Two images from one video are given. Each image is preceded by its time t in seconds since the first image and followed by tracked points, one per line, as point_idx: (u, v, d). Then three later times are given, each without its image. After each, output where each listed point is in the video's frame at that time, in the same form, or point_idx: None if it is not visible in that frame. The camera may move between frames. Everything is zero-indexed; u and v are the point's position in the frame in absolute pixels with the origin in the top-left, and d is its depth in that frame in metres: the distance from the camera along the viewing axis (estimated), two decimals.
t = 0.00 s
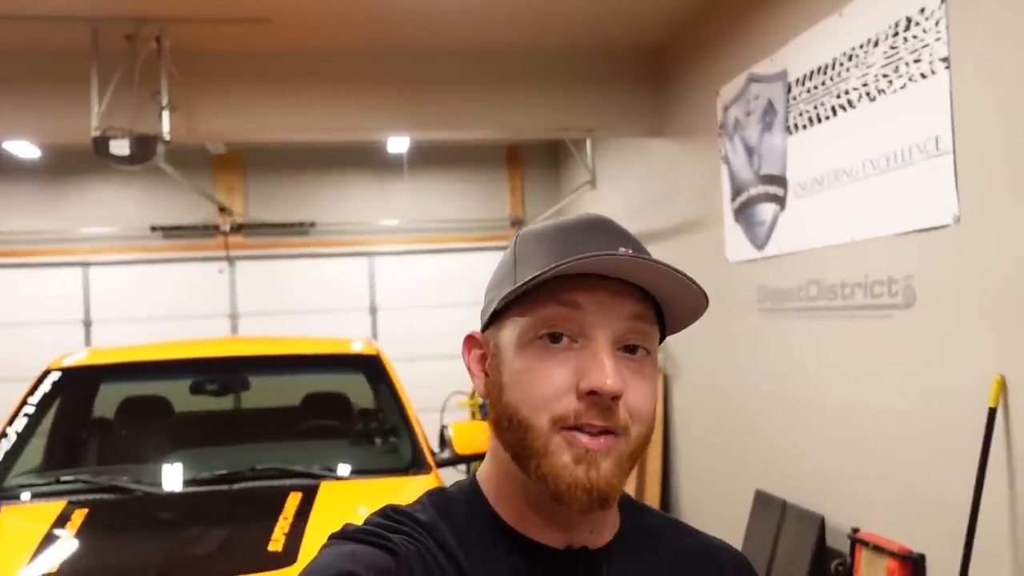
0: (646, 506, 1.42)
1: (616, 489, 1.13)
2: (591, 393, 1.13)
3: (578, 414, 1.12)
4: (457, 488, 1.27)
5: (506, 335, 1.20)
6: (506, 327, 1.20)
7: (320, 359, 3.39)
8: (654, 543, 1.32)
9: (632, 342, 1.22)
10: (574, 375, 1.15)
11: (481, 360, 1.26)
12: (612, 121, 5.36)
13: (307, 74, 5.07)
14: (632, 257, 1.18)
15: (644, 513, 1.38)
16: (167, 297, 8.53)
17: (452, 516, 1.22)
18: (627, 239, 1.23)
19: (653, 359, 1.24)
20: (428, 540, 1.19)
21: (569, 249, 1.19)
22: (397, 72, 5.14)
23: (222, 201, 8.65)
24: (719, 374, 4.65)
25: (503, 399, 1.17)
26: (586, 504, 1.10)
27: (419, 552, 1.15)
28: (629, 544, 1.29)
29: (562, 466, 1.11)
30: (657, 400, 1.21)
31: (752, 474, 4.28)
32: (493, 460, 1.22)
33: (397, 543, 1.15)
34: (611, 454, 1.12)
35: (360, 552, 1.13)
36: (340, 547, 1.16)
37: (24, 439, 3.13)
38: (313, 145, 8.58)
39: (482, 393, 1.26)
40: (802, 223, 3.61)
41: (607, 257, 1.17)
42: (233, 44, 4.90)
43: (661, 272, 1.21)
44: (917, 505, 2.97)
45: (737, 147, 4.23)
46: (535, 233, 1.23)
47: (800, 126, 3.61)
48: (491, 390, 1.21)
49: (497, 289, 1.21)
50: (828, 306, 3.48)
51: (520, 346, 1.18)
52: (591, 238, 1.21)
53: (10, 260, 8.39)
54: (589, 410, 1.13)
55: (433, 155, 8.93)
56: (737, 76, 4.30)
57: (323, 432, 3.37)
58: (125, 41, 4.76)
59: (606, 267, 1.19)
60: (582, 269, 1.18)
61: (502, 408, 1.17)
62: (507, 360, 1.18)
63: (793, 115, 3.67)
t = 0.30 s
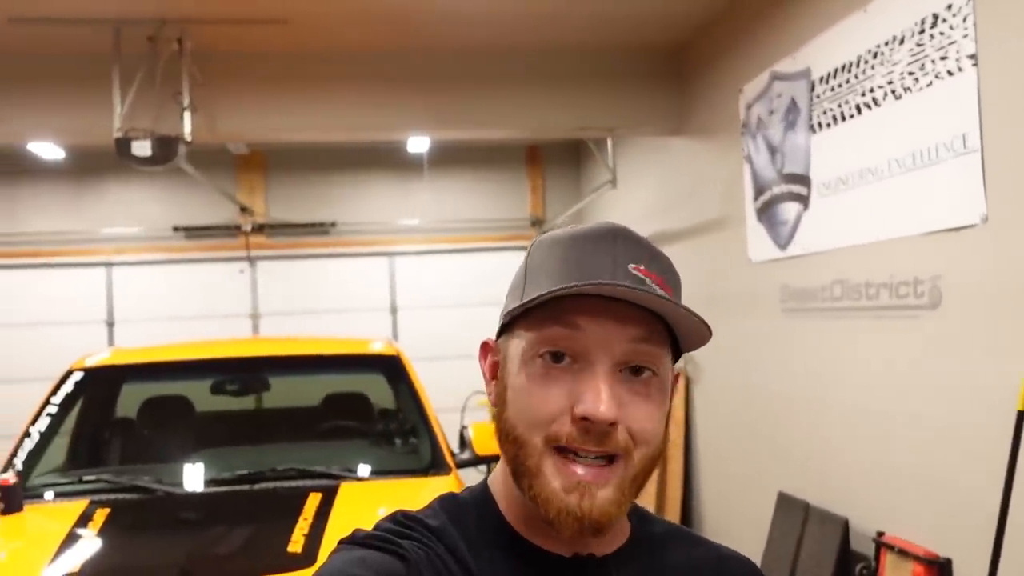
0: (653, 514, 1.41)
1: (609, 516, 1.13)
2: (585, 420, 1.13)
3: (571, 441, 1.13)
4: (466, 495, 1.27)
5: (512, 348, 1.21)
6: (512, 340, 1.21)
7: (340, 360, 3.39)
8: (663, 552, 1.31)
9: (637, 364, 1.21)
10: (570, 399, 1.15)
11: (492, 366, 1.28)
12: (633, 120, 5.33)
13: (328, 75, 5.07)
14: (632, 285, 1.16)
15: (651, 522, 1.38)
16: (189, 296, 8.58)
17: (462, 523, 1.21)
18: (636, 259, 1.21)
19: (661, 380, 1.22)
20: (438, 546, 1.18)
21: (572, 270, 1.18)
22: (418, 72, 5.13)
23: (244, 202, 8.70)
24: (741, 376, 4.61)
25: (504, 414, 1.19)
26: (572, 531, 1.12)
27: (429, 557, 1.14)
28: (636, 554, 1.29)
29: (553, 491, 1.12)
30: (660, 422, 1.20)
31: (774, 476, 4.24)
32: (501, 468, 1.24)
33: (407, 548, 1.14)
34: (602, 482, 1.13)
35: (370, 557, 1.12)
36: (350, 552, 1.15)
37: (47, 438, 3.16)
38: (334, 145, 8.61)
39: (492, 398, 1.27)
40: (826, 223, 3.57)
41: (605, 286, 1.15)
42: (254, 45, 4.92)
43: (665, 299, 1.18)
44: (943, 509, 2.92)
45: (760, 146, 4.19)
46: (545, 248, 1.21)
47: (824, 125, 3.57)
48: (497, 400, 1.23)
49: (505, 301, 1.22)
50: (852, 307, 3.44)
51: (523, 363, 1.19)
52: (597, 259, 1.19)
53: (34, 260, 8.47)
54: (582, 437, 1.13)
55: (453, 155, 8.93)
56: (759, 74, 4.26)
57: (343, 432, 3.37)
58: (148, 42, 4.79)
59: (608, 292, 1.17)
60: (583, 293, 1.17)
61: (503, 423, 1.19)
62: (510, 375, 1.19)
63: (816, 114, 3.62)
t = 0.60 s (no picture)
0: (653, 509, 1.45)
1: (628, 486, 1.14)
2: (601, 391, 1.14)
3: (587, 412, 1.14)
4: (471, 488, 1.30)
5: (520, 336, 1.22)
6: (519, 328, 1.23)
7: (353, 360, 3.39)
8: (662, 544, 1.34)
9: (644, 341, 1.23)
10: (584, 373, 1.16)
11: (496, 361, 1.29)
12: (644, 118, 5.32)
13: (339, 75, 5.09)
14: (638, 254, 1.20)
15: (652, 516, 1.41)
16: (202, 297, 8.62)
17: (466, 515, 1.25)
18: (636, 236, 1.25)
19: (666, 357, 1.25)
20: (443, 538, 1.22)
21: (578, 247, 1.21)
22: (429, 72, 5.14)
23: (257, 202, 8.74)
24: (755, 373, 4.59)
25: (515, 398, 1.19)
26: (595, 502, 1.12)
27: (434, 551, 1.18)
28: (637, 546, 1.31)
29: (573, 464, 1.12)
30: (670, 397, 1.22)
31: (789, 474, 4.23)
32: (510, 460, 1.24)
33: (412, 541, 1.18)
34: (621, 452, 1.13)
35: (376, 549, 1.16)
36: (357, 543, 1.20)
37: (63, 438, 3.19)
38: (345, 145, 8.63)
39: (498, 394, 1.28)
40: (840, 219, 3.55)
41: (613, 254, 1.19)
42: (265, 46, 4.94)
43: (667, 269, 1.22)
44: (959, 506, 2.90)
45: (772, 142, 4.18)
46: (547, 236, 1.25)
47: (836, 120, 3.55)
48: (504, 390, 1.23)
49: (510, 290, 1.24)
50: (866, 303, 3.42)
51: (531, 346, 1.20)
52: (600, 237, 1.23)
53: (49, 261, 8.52)
54: (598, 408, 1.14)
55: (464, 155, 8.93)
56: (771, 70, 4.24)
57: (356, 432, 3.38)
58: (160, 44, 4.82)
59: (614, 266, 1.21)
60: (590, 268, 1.20)
61: (513, 408, 1.19)
62: (519, 360, 1.20)
63: (829, 109, 3.61)
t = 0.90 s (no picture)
0: (652, 505, 1.46)
1: (628, 482, 1.14)
2: (603, 385, 1.15)
3: (590, 406, 1.14)
4: (468, 485, 1.31)
5: (519, 331, 1.22)
6: (519, 324, 1.23)
7: (365, 360, 3.41)
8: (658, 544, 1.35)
9: (644, 338, 1.24)
10: (586, 368, 1.16)
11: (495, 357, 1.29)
12: (657, 116, 5.31)
13: (352, 76, 5.11)
14: (643, 251, 1.20)
15: (650, 512, 1.42)
16: (218, 298, 8.67)
17: (462, 513, 1.25)
18: (638, 235, 1.26)
19: (665, 355, 1.26)
20: (439, 538, 1.22)
21: (581, 244, 1.21)
22: (441, 72, 5.15)
23: (272, 203, 8.79)
24: (770, 371, 4.57)
25: (516, 392, 1.19)
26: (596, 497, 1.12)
27: (431, 550, 1.18)
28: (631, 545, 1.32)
29: (574, 459, 1.12)
30: (669, 395, 1.22)
31: (804, 472, 4.21)
32: (507, 455, 1.24)
33: (408, 541, 1.18)
34: (622, 447, 1.14)
35: (372, 548, 1.17)
36: (353, 543, 1.20)
37: (81, 438, 3.22)
38: (360, 146, 8.66)
39: (496, 390, 1.27)
40: (854, 215, 3.53)
41: (618, 251, 1.19)
42: (277, 48, 4.96)
43: (670, 266, 1.23)
44: (975, 503, 2.88)
45: (785, 138, 4.16)
46: (549, 233, 1.25)
47: (849, 116, 3.53)
48: (503, 385, 1.23)
49: (511, 285, 1.24)
50: (881, 300, 3.40)
51: (533, 340, 1.20)
52: (603, 235, 1.23)
53: (67, 263, 8.59)
54: (600, 402, 1.14)
55: (478, 154, 8.94)
56: (784, 66, 4.22)
57: (371, 431, 3.39)
58: (174, 47, 4.85)
59: (618, 263, 1.21)
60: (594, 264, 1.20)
61: (513, 402, 1.19)
62: (519, 355, 1.20)
63: (842, 104, 3.59)
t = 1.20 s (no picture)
0: (658, 504, 1.45)
1: (631, 492, 1.14)
2: (607, 396, 1.15)
3: (593, 417, 1.14)
4: (473, 485, 1.30)
5: (524, 335, 1.22)
6: (524, 328, 1.22)
7: (380, 360, 3.41)
8: (665, 543, 1.34)
9: (650, 344, 1.24)
10: (590, 377, 1.16)
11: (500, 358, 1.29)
12: (671, 113, 5.29)
13: (365, 76, 5.12)
14: (650, 260, 1.19)
15: (656, 512, 1.41)
16: (235, 299, 8.72)
17: (468, 513, 1.25)
18: (647, 241, 1.25)
19: (672, 361, 1.25)
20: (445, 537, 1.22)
21: (588, 251, 1.20)
22: (455, 71, 5.15)
23: (288, 204, 8.82)
24: (786, 369, 4.54)
25: (521, 397, 1.19)
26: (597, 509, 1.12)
27: (436, 550, 1.18)
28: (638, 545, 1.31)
29: (575, 470, 1.13)
30: (674, 404, 1.22)
31: (822, 471, 4.18)
32: (512, 458, 1.25)
33: (414, 540, 1.18)
34: (625, 458, 1.14)
35: (377, 548, 1.17)
36: (358, 542, 1.20)
37: (99, 438, 3.24)
38: (375, 146, 8.68)
39: (500, 392, 1.28)
40: (870, 211, 3.50)
41: (626, 260, 1.18)
42: (291, 49, 4.98)
43: (678, 275, 1.23)
44: (995, 501, 2.85)
45: (801, 135, 4.13)
46: (554, 235, 1.24)
47: (865, 111, 3.50)
48: (508, 389, 1.23)
49: (517, 288, 1.24)
50: (898, 297, 3.36)
51: (538, 346, 1.20)
52: (611, 240, 1.22)
53: (86, 264, 8.66)
54: (604, 413, 1.14)
55: (493, 153, 8.93)
56: (799, 62, 4.19)
57: (386, 431, 3.39)
58: (189, 49, 4.88)
59: (626, 270, 1.21)
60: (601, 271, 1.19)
61: (517, 408, 1.19)
62: (524, 360, 1.20)
63: (858, 100, 3.56)
